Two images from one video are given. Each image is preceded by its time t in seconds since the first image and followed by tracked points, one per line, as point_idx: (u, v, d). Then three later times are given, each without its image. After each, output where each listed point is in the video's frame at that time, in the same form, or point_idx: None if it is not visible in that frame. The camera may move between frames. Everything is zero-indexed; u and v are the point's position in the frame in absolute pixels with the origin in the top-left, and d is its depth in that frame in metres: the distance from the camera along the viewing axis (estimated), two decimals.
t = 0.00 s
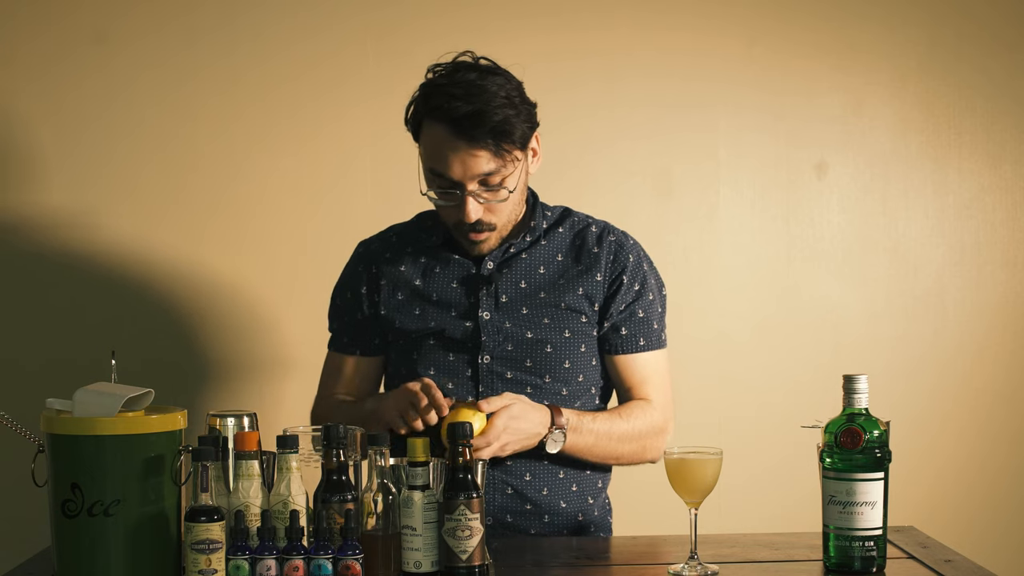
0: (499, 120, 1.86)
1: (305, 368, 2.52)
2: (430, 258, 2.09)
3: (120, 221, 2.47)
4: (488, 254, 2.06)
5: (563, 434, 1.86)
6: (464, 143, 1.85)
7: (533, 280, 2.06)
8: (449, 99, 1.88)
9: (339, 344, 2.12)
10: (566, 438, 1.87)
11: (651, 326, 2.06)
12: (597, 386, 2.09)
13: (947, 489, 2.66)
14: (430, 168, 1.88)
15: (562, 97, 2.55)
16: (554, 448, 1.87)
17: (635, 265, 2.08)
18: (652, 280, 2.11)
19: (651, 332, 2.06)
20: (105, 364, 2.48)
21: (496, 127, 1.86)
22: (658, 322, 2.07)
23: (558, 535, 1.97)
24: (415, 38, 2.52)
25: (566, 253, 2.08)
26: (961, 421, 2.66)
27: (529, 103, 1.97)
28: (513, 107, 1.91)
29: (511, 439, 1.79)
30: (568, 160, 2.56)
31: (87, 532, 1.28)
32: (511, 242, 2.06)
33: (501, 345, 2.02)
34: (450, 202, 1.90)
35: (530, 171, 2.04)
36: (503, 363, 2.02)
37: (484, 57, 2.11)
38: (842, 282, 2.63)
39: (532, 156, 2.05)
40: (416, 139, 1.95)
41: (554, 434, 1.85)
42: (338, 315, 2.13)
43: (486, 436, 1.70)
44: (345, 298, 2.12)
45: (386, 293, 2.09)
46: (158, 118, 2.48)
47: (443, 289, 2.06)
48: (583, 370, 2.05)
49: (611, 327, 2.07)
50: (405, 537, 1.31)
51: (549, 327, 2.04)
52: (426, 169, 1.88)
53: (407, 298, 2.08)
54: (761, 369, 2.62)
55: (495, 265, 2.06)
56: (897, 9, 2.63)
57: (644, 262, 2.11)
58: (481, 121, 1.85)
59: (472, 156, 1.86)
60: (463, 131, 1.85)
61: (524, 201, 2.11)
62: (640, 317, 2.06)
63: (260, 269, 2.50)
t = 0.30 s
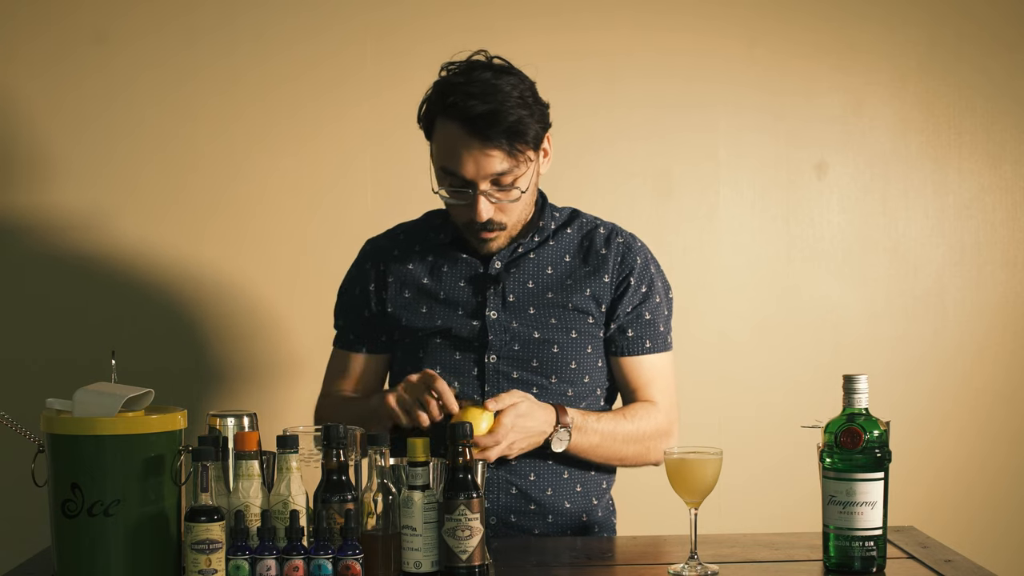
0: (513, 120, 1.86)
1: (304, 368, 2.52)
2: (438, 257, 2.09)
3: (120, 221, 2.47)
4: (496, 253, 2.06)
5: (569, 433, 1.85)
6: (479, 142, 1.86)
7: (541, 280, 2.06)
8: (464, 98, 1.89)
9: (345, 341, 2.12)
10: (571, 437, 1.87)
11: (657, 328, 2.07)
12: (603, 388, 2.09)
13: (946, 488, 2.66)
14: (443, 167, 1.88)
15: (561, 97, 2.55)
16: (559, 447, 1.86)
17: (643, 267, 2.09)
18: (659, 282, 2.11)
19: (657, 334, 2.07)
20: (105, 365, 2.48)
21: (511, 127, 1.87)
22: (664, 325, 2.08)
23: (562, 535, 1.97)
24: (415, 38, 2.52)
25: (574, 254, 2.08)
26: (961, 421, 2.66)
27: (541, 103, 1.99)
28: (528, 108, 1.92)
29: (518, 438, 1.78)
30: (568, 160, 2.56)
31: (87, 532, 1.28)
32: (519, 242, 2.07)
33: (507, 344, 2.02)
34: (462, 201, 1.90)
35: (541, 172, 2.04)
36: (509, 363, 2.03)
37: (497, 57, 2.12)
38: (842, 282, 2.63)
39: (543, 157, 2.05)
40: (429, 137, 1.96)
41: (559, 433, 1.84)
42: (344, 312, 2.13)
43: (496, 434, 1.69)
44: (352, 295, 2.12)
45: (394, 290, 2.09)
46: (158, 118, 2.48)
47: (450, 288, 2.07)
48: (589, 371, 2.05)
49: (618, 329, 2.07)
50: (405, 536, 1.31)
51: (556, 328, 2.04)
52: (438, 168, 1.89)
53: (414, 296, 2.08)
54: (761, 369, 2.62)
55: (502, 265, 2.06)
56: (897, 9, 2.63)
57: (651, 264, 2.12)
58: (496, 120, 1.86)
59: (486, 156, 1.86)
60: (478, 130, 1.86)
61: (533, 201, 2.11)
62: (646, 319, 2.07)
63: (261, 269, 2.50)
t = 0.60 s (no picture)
0: (522, 120, 1.87)
1: (304, 368, 2.52)
2: (440, 256, 2.09)
3: (120, 221, 2.47)
4: (498, 253, 2.06)
5: (572, 433, 1.85)
6: (486, 141, 1.86)
7: (542, 281, 2.06)
8: (473, 96, 1.90)
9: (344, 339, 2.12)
10: (574, 437, 1.86)
11: (659, 330, 2.07)
12: (604, 390, 2.09)
13: (946, 488, 2.66)
14: (449, 165, 1.88)
15: (561, 97, 2.55)
16: (562, 446, 1.87)
17: (645, 269, 2.09)
18: (661, 284, 2.12)
19: (659, 336, 2.07)
20: (105, 364, 2.48)
21: (519, 126, 1.87)
22: (666, 326, 2.08)
23: (562, 535, 1.98)
24: (415, 38, 2.52)
25: (577, 255, 2.09)
26: (961, 421, 2.66)
27: (549, 103, 1.99)
28: (536, 108, 1.93)
29: (525, 439, 1.78)
30: (567, 160, 2.56)
31: (87, 532, 1.28)
32: (521, 242, 2.07)
33: (509, 344, 2.02)
34: (468, 199, 1.90)
35: (546, 173, 2.04)
36: (510, 363, 2.02)
37: (503, 56, 2.12)
38: (842, 282, 2.63)
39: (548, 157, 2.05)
40: (436, 134, 1.96)
41: (563, 433, 1.84)
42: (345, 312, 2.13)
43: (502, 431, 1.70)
44: (353, 294, 2.12)
45: (395, 289, 2.09)
46: (158, 118, 2.48)
47: (452, 288, 2.06)
48: (590, 372, 2.05)
49: (619, 330, 2.08)
50: (405, 536, 1.31)
51: (558, 328, 2.04)
52: (444, 165, 1.89)
53: (415, 295, 2.08)
54: (761, 369, 2.62)
55: (504, 265, 2.06)
56: (897, 9, 2.63)
57: (653, 266, 2.12)
58: (505, 119, 1.86)
59: (493, 155, 1.86)
60: (486, 129, 1.86)
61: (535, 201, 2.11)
62: (648, 321, 2.07)
63: (261, 269, 2.50)
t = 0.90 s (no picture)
0: (520, 119, 1.87)
1: (304, 368, 2.52)
2: (439, 256, 2.09)
3: (119, 220, 2.47)
4: (496, 253, 2.06)
5: (568, 430, 1.85)
6: (484, 140, 1.86)
7: (540, 281, 2.06)
8: (471, 95, 1.89)
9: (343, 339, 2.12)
10: (570, 434, 1.86)
11: (657, 330, 2.07)
12: (602, 390, 2.09)
13: (946, 488, 2.66)
14: (447, 163, 1.88)
15: (561, 97, 2.55)
16: (557, 444, 1.85)
17: (643, 269, 2.09)
18: (659, 284, 2.12)
19: (657, 336, 2.07)
20: (105, 364, 2.48)
21: (517, 125, 1.87)
22: (664, 326, 2.08)
23: (560, 535, 1.98)
24: (415, 38, 2.52)
25: (575, 255, 2.09)
26: (961, 421, 2.66)
27: (547, 102, 1.99)
28: (534, 106, 1.93)
29: (519, 435, 1.78)
30: (567, 160, 2.56)
31: (87, 532, 1.28)
32: (520, 242, 2.07)
33: (507, 344, 2.02)
34: (466, 198, 1.90)
35: (544, 172, 2.04)
36: (508, 363, 2.02)
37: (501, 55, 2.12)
38: (842, 282, 2.63)
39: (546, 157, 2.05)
40: (434, 133, 1.96)
41: (559, 429, 1.84)
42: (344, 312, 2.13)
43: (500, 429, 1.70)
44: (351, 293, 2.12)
45: (394, 288, 2.09)
46: (158, 118, 2.48)
47: (450, 287, 2.07)
48: (588, 372, 2.05)
49: (617, 330, 2.08)
50: (405, 536, 1.31)
51: (555, 328, 2.04)
52: (442, 164, 1.89)
53: (414, 294, 2.08)
54: (761, 369, 2.62)
55: (503, 264, 2.06)
56: (897, 9, 2.63)
57: (652, 266, 2.12)
58: (502, 118, 1.86)
59: (491, 154, 1.86)
60: (483, 127, 1.86)
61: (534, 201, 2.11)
62: (646, 320, 2.07)
63: (261, 269, 2.50)
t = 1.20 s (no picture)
0: (521, 119, 1.87)
1: (304, 368, 2.52)
2: (438, 256, 2.09)
3: (119, 220, 2.47)
4: (495, 253, 2.06)
5: (565, 425, 1.86)
6: (486, 140, 1.86)
7: (539, 280, 2.06)
8: (472, 95, 1.89)
9: (341, 338, 2.12)
10: (568, 430, 1.87)
11: (655, 329, 2.07)
12: (600, 389, 2.09)
13: (947, 488, 2.67)
14: (448, 164, 1.88)
15: (561, 97, 2.55)
16: (557, 441, 1.87)
17: (642, 269, 2.09)
18: (657, 284, 2.12)
19: (655, 336, 2.07)
20: (105, 365, 2.48)
21: (518, 126, 1.87)
22: (662, 326, 2.08)
23: (559, 535, 1.98)
24: (415, 38, 2.52)
25: (574, 254, 2.09)
26: (962, 421, 2.66)
27: (546, 102, 1.99)
28: (534, 107, 1.93)
29: (517, 432, 1.79)
30: (567, 160, 2.55)
31: (87, 532, 1.28)
32: (519, 242, 2.07)
33: (505, 344, 2.02)
34: (466, 198, 1.90)
35: (544, 173, 2.04)
36: (507, 363, 2.02)
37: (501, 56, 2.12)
38: (842, 282, 2.63)
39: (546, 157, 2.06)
40: (434, 133, 1.96)
41: (556, 425, 1.85)
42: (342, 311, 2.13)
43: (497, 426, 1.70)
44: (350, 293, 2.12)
45: (393, 288, 2.09)
46: (158, 118, 2.48)
47: (449, 287, 2.07)
48: (587, 372, 2.05)
49: (616, 330, 2.08)
50: (405, 537, 1.31)
51: (554, 328, 2.04)
52: (443, 164, 1.89)
53: (413, 294, 2.08)
54: (761, 369, 2.62)
55: (502, 264, 2.06)
56: (897, 9, 2.63)
57: (650, 266, 2.12)
58: (504, 118, 1.86)
59: (492, 154, 1.86)
60: (485, 128, 1.86)
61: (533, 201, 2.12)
62: (644, 320, 2.07)
63: (261, 269, 2.50)
